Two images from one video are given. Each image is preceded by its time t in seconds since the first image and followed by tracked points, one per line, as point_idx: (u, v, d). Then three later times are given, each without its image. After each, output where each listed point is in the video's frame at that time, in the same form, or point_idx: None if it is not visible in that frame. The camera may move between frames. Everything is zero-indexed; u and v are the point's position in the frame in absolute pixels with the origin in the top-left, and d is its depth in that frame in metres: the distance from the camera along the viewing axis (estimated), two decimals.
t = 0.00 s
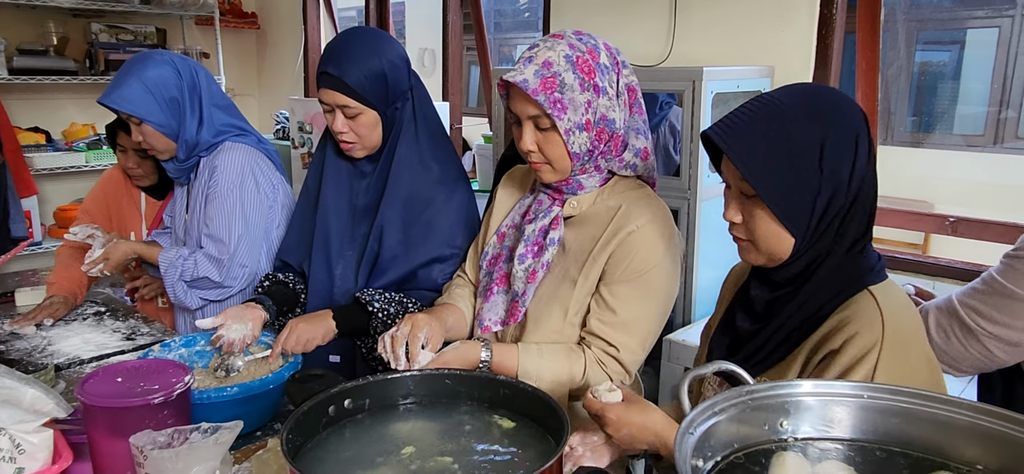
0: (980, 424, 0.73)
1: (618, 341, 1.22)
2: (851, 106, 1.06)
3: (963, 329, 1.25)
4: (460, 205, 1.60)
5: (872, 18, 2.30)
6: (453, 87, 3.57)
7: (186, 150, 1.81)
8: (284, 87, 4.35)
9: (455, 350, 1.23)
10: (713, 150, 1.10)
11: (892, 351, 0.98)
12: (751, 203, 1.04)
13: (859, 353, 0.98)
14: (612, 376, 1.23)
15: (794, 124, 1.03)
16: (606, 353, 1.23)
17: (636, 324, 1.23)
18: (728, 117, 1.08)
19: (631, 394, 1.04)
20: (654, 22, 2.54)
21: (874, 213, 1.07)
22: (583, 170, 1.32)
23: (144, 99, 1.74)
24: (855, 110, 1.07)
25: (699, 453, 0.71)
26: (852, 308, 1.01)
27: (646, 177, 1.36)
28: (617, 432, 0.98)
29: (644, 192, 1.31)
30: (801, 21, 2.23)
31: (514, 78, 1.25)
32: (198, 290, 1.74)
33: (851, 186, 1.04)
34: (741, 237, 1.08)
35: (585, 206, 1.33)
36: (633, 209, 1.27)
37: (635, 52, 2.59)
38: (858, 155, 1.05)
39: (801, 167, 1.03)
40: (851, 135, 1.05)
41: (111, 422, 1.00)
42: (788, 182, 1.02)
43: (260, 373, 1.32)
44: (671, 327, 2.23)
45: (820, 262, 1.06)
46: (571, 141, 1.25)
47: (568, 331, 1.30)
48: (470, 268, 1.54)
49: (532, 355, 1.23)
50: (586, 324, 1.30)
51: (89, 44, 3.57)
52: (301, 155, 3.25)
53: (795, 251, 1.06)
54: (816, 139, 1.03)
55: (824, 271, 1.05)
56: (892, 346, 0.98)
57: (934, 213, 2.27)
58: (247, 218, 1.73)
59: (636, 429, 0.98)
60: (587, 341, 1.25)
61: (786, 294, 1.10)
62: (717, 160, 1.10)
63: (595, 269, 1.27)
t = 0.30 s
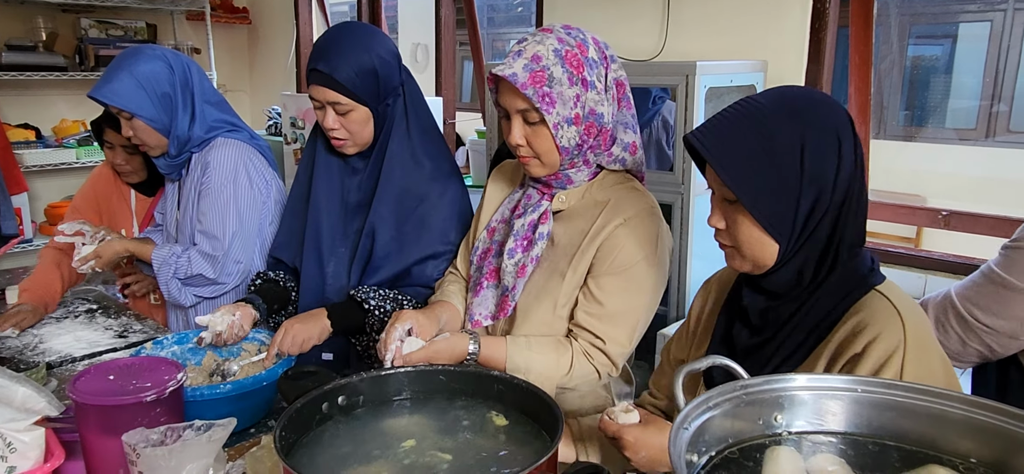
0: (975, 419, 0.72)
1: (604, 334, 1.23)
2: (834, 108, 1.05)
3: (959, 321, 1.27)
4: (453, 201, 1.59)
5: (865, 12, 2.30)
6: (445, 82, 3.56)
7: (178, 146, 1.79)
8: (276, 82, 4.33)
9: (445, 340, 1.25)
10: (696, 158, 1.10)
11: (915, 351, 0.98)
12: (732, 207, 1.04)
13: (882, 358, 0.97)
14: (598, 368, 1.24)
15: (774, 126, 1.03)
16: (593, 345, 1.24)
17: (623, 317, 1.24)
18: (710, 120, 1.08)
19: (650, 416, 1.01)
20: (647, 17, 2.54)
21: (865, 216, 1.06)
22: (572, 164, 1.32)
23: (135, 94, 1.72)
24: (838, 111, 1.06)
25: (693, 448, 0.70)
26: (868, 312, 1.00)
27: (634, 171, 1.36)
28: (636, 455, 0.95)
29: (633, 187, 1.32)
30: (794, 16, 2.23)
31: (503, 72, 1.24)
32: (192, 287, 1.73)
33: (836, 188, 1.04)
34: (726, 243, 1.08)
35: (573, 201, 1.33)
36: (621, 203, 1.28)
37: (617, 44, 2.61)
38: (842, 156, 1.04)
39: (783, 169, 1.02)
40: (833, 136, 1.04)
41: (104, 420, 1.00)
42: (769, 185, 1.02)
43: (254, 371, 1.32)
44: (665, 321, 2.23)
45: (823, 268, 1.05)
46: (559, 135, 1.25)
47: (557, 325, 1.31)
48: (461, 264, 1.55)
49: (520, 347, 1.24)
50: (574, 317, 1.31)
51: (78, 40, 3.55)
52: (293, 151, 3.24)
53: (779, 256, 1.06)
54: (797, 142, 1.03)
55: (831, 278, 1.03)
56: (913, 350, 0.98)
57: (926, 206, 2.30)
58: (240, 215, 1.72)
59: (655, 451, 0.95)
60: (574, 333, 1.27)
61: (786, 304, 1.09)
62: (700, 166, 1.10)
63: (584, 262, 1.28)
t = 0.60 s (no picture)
0: (969, 410, 0.73)
1: (595, 324, 1.25)
2: (808, 101, 1.04)
3: (949, 302, 1.27)
4: (448, 195, 1.59)
5: (860, 6, 2.30)
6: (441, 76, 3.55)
7: (172, 140, 1.79)
8: (270, 76, 4.32)
9: (436, 333, 1.25)
10: (672, 154, 1.08)
11: (917, 337, 0.99)
12: (710, 204, 1.03)
13: (886, 348, 0.97)
14: (589, 358, 1.26)
15: (749, 123, 1.01)
16: (584, 336, 1.26)
17: (613, 307, 1.25)
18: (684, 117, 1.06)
19: (655, 420, 0.96)
20: (645, 11, 2.58)
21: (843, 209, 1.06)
22: (560, 156, 1.33)
23: (129, 87, 1.71)
24: (810, 104, 1.05)
25: (690, 441, 0.71)
26: (865, 302, 1.01)
27: (623, 163, 1.38)
28: (640, 459, 0.91)
29: (622, 178, 1.33)
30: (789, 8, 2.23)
31: (488, 66, 1.24)
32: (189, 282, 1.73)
33: (812, 183, 1.03)
34: (703, 240, 1.07)
35: (563, 193, 1.34)
36: (609, 194, 1.30)
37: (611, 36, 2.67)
38: (817, 149, 1.03)
39: (759, 166, 1.01)
40: (807, 131, 1.03)
41: (100, 415, 0.99)
42: (746, 182, 1.01)
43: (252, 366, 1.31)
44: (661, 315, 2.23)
45: (816, 265, 1.05)
46: (547, 128, 1.26)
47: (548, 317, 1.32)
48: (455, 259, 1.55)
49: (511, 338, 1.26)
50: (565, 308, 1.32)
51: (71, 34, 3.53)
52: (289, 145, 3.23)
53: (758, 253, 1.05)
54: (772, 138, 1.01)
55: (826, 274, 1.04)
56: (914, 337, 0.98)
57: (921, 199, 2.36)
58: (236, 209, 1.72)
59: (660, 455, 0.90)
60: (565, 324, 1.28)
61: (779, 304, 1.08)
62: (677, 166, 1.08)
63: (574, 254, 1.29)
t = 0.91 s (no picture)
0: (969, 403, 0.73)
1: (584, 314, 1.26)
2: (758, 95, 1.02)
3: (951, 307, 1.19)
4: (445, 189, 1.59)
5: None
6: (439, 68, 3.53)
7: (171, 133, 1.78)
8: (267, 69, 4.30)
9: (429, 327, 1.27)
10: (630, 150, 1.06)
11: (892, 322, 0.97)
12: (668, 199, 1.01)
13: (863, 332, 0.96)
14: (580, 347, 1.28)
15: (700, 118, 0.99)
16: (574, 326, 1.27)
17: (604, 298, 1.26)
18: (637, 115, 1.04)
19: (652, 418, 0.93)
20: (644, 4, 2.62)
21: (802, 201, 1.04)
22: (552, 148, 1.32)
23: (127, 80, 1.71)
24: (762, 98, 1.03)
25: (691, 435, 0.71)
26: (836, 288, 0.99)
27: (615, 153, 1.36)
28: (638, 460, 0.85)
29: (614, 168, 1.32)
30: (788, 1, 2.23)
31: (476, 61, 1.25)
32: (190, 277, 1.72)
33: (767, 176, 1.00)
34: (662, 237, 1.04)
35: (554, 186, 1.34)
36: (599, 184, 1.30)
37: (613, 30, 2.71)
38: (771, 142, 1.01)
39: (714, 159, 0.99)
40: (760, 124, 1.01)
41: (99, 410, 0.99)
42: (702, 177, 0.99)
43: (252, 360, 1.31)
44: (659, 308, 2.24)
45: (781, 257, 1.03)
46: (537, 122, 1.26)
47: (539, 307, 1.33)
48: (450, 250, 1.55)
49: (503, 331, 1.27)
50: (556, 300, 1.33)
51: (67, 26, 3.51)
52: (286, 139, 3.22)
53: (716, 249, 1.03)
54: (725, 131, 0.99)
55: (793, 265, 1.02)
56: (888, 319, 0.97)
57: (920, 192, 2.37)
58: (235, 204, 1.71)
59: (660, 456, 0.85)
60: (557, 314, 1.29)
61: (748, 301, 1.04)
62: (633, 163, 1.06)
63: (566, 244, 1.31)
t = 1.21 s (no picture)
0: (970, 398, 0.73)
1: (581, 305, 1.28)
2: (713, 109, 1.03)
3: (952, 314, 1.18)
4: (442, 183, 1.59)
5: None
6: (439, 61, 3.52)
7: (170, 127, 1.77)
8: (266, 62, 4.29)
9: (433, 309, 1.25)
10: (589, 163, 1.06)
11: (858, 322, 1.00)
12: (629, 211, 1.01)
13: (830, 332, 0.99)
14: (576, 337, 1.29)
15: (657, 131, 0.99)
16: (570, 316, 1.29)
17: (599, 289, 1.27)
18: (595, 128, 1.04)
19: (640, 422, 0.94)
20: None
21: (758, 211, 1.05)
22: (546, 143, 1.31)
23: (126, 74, 1.70)
24: (718, 111, 1.04)
25: (693, 431, 0.71)
26: (804, 290, 1.02)
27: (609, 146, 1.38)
28: (626, 466, 0.84)
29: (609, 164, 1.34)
30: None
31: (469, 57, 1.24)
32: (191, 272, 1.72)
33: (724, 188, 1.01)
34: (624, 248, 1.04)
35: (548, 181, 1.34)
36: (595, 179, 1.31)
37: (612, 23, 2.75)
38: (727, 155, 1.01)
39: (671, 173, 0.99)
40: (717, 138, 1.01)
41: (97, 404, 0.99)
42: (660, 189, 0.99)
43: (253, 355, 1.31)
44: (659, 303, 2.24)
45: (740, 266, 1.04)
46: (530, 116, 1.25)
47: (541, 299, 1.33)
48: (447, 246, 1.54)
49: (503, 316, 1.27)
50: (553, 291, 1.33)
51: (65, 19, 3.50)
52: (286, 132, 3.21)
53: (677, 258, 1.03)
54: (682, 145, 0.99)
55: (755, 272, 1.03)
56: (855, 316, 1.00)
57: (920, 187, 2.58)
58: (236, 198, 1.70)
59: (649, 462, 0.84)
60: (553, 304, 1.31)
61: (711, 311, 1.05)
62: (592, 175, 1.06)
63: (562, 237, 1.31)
